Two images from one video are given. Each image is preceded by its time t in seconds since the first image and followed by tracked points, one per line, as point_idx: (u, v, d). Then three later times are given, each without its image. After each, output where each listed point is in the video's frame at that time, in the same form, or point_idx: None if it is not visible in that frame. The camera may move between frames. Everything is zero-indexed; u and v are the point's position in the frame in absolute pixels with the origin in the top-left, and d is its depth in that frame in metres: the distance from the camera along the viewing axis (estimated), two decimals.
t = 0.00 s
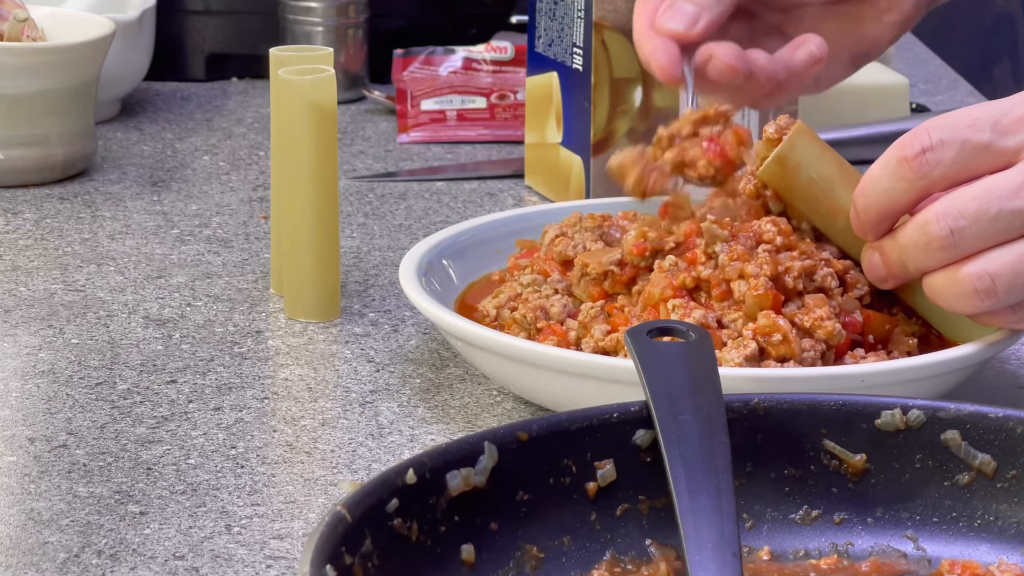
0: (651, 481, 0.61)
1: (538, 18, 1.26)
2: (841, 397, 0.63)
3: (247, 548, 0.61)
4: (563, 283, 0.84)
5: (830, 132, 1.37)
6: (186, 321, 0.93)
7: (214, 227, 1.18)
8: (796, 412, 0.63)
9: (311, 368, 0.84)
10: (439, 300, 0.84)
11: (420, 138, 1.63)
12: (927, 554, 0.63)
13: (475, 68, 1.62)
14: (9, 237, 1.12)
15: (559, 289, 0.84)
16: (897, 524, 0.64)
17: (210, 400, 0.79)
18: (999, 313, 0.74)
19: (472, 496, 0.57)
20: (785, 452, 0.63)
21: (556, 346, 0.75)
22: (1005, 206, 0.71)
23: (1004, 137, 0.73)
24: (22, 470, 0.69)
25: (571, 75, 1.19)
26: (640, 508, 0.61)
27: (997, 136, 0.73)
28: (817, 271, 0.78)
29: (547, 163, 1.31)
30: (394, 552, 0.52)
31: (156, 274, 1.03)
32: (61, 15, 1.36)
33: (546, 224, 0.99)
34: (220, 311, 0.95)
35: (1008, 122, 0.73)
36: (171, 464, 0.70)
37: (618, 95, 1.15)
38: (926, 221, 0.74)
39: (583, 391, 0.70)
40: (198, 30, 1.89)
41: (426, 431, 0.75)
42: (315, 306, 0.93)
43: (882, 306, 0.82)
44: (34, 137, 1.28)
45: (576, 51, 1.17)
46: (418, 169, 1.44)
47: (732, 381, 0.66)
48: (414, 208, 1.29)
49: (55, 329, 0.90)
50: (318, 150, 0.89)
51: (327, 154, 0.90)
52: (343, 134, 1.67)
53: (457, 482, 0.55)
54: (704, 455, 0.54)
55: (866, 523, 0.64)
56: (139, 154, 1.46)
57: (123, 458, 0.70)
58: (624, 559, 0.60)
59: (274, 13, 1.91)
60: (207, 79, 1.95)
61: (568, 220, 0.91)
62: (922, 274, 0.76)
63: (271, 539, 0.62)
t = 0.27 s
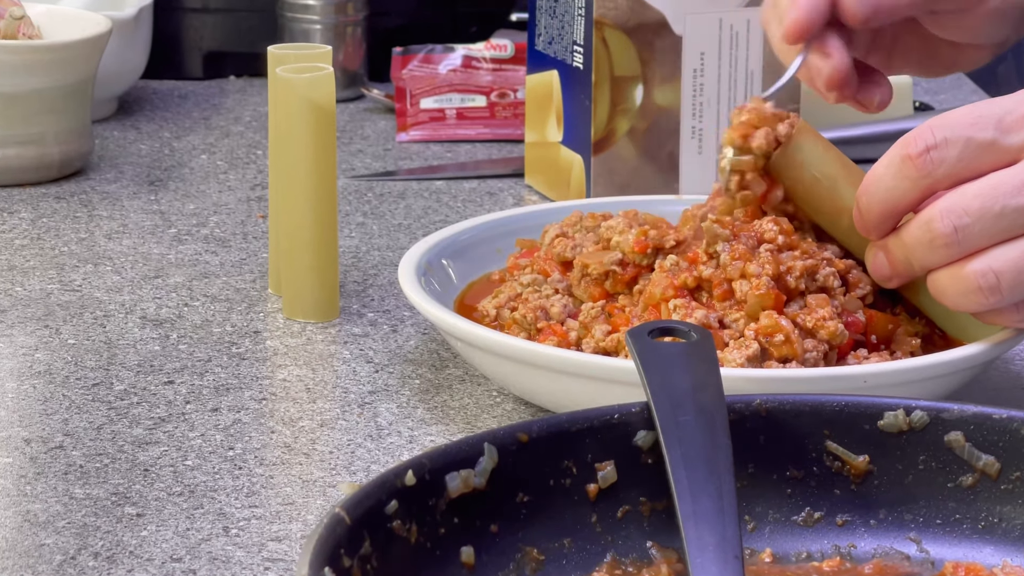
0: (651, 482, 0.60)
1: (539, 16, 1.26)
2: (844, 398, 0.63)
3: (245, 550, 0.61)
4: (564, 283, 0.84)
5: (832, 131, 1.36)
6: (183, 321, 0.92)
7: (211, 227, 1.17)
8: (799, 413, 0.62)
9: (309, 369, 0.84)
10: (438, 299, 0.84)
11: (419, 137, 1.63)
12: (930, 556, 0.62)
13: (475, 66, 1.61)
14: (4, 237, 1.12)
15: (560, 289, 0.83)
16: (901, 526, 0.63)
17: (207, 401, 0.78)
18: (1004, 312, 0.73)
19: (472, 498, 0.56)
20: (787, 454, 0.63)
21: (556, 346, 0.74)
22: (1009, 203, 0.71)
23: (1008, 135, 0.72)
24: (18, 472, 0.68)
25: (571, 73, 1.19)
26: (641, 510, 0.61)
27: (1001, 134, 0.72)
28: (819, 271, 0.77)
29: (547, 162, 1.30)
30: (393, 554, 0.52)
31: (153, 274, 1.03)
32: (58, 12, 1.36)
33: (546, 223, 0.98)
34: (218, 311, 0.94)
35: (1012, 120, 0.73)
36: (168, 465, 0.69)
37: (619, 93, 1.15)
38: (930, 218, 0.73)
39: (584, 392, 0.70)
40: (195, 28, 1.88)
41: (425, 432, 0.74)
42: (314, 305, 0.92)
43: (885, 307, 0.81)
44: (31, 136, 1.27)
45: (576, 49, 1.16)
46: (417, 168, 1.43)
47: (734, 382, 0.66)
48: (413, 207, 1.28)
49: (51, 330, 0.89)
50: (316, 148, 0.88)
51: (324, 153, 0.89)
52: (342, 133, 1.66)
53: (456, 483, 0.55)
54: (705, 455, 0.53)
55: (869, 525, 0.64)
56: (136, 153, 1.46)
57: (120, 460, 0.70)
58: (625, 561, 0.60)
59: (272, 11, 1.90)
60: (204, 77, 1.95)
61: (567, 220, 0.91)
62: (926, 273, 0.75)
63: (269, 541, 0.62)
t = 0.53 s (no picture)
0: (652, 483, 0.60)
1: (539, 14, 1.25)
2: (847, 399, 0.62)
3: (242, 552, 0.60)
4: (564, 283, 0.83)
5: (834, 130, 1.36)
6: (181, 321, 0.92)
7: (209, 226, 1.17)
8: (801, 414, 0.61)
9: (308, 370, 0.83)
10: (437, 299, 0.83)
11: (418, 135, 1.63)
12: (933, 558, 0.62)
13: (474, 64, 1.61)
14: None
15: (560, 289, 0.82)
16: (903, 527, 0.63)
17: (205, 402, 0.78)
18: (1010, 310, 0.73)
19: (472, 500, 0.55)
20: (789, 455, 0.62)
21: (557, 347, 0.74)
22: (1019, 201, 0.71)
23: (1018, 134, 0.72)
24: (14, 474, 0.68)
25: (571, 72, 1.18)
26: (642, 511, 0.60)
27: (1010, 134, 0.72)
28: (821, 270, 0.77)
29: (546, 161, 1.30)
30: (391, 556, 0.51)
31: (150, 274, 1.02)
32: (54, 10, 1.35)
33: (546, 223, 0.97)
34: (215, 311, 0.94)
35: (1021, 120, 0.72)
36: (165, 467, 0.69)
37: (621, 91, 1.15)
38: (939, 217, 0.73)
39: (586, 393, 0.69)
40: (192, 25, 1.88)
41: (424, 433, 0.74)
42: (312, 306, 0.92)
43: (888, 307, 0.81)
44: (27, 134, 1.27)
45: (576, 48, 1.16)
46: (416, 167, 1.43)
47: (736, 383, 0.65)
48: (412, 206, 1.28)
49: (47, 330, 0.89)
50: (315, 147, 0.88)
51: (323, 152, 0.89)
52: (341, 132, 1.66)
53: (455, 485, 0.54)
54: (709, 458, 0.53)
55: (872, 527, 0.63)
56: (133, 151, 1.45)
57: (117, 461, 0.69)
58: (626, 563, 0.59)
59: (270, 9, 1.90)
60: (202, 75, 1.94)
61: (566, 220, 0.91)
62: (933, 273, 0.75)
63: (267, 543, 0.61)
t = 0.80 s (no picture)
0: (653, 486, 0.59)
1: (539, 12, 1.24)
2: (849, 399, 0.61)
3: (240, 554, 0.60)
4: (564, 283, 0.83)
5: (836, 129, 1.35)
6: (178, 321, 0.91)
7: (206, 226, 1.16)
8: (802, 416, 0.61)
9: (306, 371, 0.83)
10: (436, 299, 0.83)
11: (418, 134, 1.62)
12: (937, 561, 0.61)
13: (473, 63, 1.61)
14: None
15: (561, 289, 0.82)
16: (907, 529, 0.62)
17: (202, 403, 0.77)
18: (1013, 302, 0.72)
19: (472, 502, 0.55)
20: (792, 457, 0.61)
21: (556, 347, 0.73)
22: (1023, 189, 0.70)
23: (1022, 123, 0.71)
24: (10, 475, 0.67)
25: (571, 70, 1.18)
26: (643, 513, 0.60)
27: (1014, 122, 0.71)
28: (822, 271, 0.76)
29: (546, 160, 1.29)
30: (391, 559, 0.51)
31: (147, 274, 1.02)
32: (51, 8, 1.35)
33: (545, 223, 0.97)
34: (213, 312, 0.93)
35: None
36: (162, 468, 0.68)
37: (621, 90, 1.14)
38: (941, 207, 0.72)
39: (586, 394, 0.68)
40: (190, 24, 1.88)
41: (423, 434, 0.73)
42: (310, 306, 0.91)
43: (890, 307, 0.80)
44: (23, 133, 1.26)
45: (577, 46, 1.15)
46: (415, 167, 1.42)
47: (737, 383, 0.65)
48: (411, 206, 1.27)
49: (43, 331, 0.88)
50: (313, 147, 0.87)
51: (322, 151, 0.88)
52: (339, 131, 1.65)
53: (454, 486, 0.54)
54: (710, 455, 0.52)
55: (875, 529, 0.62)
56: (129, 151, 1.45)
57: (113, 463, 0.69)
58: (626, 566, 0.59)
59: (268, 6, 1.89)
60: (199, 74, 1.94)
61: (566, 220, 0.90)
62: (937, 265, 0.74)
63: (265, 545, 0.61)
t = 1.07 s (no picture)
0: (655, 487, 0.59)
1: (539, 10, 1.24)
2: (851, 400, 0.61)
3: (238, 557, 0.59)
4: (564, 282, 0.82)
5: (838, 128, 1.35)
6: (175, 321, 0.91)
7: (204, 225, 1.16)
8: (805, 417, 0.60)
9: (304, 371, 0.82)
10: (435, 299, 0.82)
11: (417, 133, 1.62)
12: (941, 563, 0.61)
13: (473, 61, 1.61)
14: None
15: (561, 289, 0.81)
16: (910, 531, 0.62)
17: (199, 404, 0.77)
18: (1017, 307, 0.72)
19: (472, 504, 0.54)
20: (794, 458, 0.61)
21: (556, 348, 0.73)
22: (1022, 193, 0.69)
23: (1021, 126, 0.70)
24: (6, 477, 0.67)
25: (572, 68, 1.18)
26: (644, 515, 0.59)
27: (1013, 126, 0.71)
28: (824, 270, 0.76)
29: (546, 159, 1.29)
30: (390, 561, 0.50)
31: (144, 274, 1.01)
32: (47, 6, 1.35)
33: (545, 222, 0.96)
34: (210, 312, 0.93)
35: None
36: (159, 470, 0.68)
37: (622, 88, 1.13)
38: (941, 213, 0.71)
39: (585, 395, 0.68)
40: (187, 21, 1.88)
41: (423, 435, 0.73)
42: (309, 307, 0.91)
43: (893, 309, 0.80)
44: (20, 132, 1.26)
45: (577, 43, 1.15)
46: (415, 166, 1.42)
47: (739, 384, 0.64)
48: (410, 205, 1.27)
49: (39, 331, 0.88)
50: (311, 148, 0.87)
51: (320, 152, 0.88)
52: (338, 130, 1.65)
53: (454, 488, 0.53)
54: (710, 460, 0.52)
55: (878, 531, 0.62)
56: (126, 150, 1.44)
57: (110, 464, 0.68)
58: (627, 568, 0.58)
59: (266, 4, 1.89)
60: (197, 72, 1.94)
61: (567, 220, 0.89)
62: (939, 271, 0.74)
63: (264, 547, 0.60)
